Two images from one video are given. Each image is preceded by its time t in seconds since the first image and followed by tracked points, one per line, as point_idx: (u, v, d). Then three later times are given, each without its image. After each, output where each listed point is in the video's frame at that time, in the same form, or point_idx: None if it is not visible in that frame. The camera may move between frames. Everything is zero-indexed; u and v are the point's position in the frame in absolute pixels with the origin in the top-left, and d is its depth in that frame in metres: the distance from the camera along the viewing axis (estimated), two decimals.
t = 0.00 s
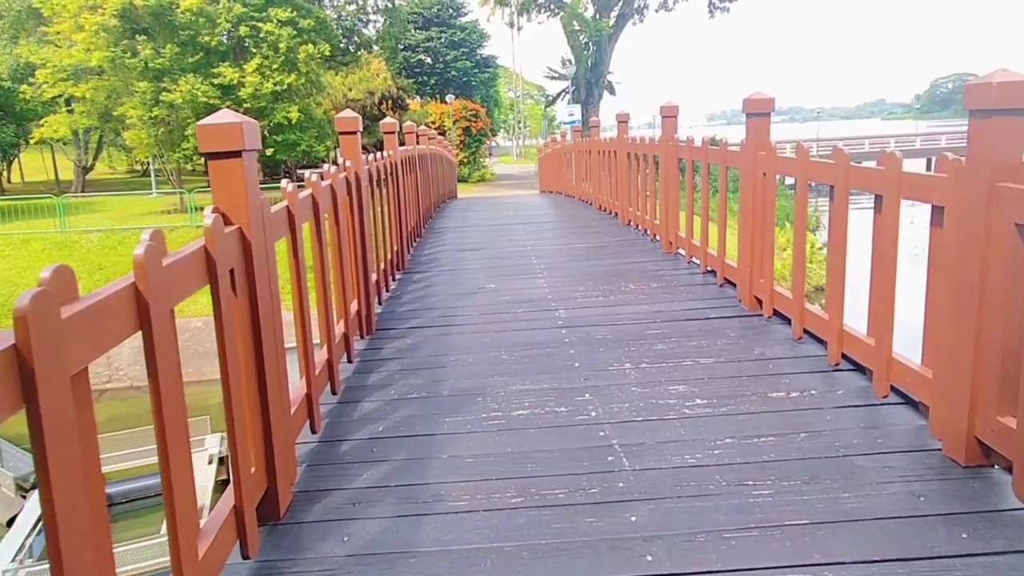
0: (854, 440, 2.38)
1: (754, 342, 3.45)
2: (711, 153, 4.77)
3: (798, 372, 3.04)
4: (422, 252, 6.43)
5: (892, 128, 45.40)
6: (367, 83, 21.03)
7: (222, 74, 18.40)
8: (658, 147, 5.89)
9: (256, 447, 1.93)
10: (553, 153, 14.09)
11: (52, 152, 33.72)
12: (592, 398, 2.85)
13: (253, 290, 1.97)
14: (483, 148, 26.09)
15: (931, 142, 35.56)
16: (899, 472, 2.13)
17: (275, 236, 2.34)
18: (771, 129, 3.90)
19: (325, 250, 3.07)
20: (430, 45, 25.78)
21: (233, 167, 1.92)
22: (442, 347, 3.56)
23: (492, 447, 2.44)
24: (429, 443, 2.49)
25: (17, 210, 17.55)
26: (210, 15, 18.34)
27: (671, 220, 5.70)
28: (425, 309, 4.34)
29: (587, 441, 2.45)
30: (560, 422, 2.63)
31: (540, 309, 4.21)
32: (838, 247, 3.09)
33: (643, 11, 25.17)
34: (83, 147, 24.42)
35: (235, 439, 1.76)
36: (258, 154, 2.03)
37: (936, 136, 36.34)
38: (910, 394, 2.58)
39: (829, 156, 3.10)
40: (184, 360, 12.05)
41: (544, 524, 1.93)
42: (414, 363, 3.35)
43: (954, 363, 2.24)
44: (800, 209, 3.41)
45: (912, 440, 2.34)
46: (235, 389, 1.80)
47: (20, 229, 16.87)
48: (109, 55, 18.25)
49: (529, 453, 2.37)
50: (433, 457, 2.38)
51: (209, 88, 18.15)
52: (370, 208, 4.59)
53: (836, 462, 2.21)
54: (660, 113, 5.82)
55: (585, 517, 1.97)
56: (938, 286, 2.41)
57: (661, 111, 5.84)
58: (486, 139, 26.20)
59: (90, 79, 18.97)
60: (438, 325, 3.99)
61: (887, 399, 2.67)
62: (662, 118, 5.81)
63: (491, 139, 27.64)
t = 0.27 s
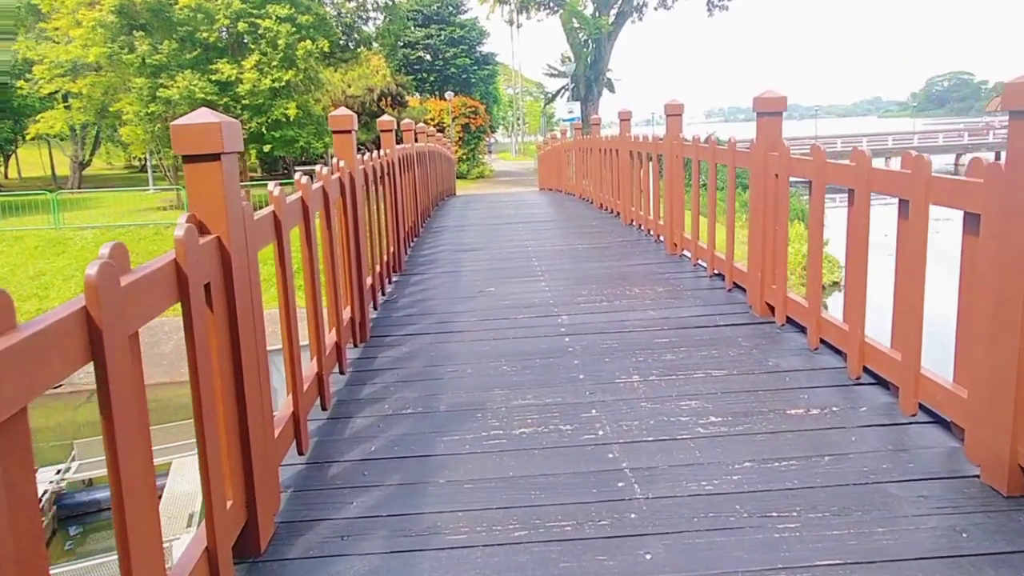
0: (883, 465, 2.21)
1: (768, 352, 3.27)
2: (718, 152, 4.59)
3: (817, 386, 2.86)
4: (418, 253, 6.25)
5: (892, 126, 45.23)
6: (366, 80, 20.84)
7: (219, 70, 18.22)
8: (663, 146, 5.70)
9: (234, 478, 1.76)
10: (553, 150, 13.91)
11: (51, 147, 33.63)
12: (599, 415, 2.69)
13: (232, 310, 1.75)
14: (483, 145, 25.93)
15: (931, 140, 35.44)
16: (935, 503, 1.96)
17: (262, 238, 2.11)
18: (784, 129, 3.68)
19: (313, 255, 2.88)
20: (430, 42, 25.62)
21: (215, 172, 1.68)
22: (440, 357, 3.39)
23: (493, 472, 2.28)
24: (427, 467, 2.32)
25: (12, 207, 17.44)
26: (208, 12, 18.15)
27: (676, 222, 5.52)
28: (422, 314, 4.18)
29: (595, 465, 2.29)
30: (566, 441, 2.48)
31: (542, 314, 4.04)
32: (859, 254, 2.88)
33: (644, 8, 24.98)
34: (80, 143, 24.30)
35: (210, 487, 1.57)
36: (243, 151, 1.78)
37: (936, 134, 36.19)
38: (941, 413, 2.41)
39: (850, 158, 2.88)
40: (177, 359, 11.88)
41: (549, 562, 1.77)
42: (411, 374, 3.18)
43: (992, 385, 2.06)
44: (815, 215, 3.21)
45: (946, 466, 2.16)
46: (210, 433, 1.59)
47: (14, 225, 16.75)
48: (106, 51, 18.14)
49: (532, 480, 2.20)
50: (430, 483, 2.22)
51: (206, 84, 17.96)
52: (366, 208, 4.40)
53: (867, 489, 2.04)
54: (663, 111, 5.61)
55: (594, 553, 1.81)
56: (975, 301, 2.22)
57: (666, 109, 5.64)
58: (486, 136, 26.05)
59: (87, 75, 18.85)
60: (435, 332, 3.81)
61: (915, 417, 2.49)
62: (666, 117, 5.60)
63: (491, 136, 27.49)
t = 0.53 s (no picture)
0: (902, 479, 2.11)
1: (776, 358, 3.16)
2: (721, 152, 4.48)
3: (829, 395, 2.76)
4: (416, 253, 6.16)
5: (893, 126, 45.09)
6: (366, 78, 20.70)
7: (217, 68, 18.10)
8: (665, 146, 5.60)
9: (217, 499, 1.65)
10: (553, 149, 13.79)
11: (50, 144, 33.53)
12: (604, 426, 2.60)
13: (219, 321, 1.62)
14: (483, 144, 25.82)
15: (930, 139, 35.36)
16: (958, 523, 1.86)
17: (252, 239, 1.97)
18: (791, 128, 3.57)
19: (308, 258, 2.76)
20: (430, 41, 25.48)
21: (199, 171, 1.54)
22: (438, 363, 3.29)
23: (493, 489, 2.18)
24: (424, 484, 2.23)
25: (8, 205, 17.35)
26: (207, 9, 18.02)
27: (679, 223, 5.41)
28: (421, 317, 4.08)
29: (600, 481, 2.19)
30: (568, 456, 2.38)
31: (542, 318, 3.94)
32: (870, 255, 2.78)
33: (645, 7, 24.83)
34: (79, 140, 24.22)
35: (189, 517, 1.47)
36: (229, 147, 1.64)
37: (936, 133, 36.09)
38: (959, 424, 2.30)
39: (863, 158, 2.78)
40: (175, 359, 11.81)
41: None
42: (408, 381, 3.08)
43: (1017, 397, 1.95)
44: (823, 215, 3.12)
45: (968, 481, 2.06)
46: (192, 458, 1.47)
47: (10, 224, 16.67)
48: (103, 49, 18.04)
49: (534, 498, 2.10)
50: (428, 501, 2.12)
51: (205, 82, 17.87)
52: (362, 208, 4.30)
53: (886, 507, 1.94)
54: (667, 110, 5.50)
55: None
56: (998, 309, 2.11)
57: (669, 108, 5.53)
58: (486, 135, 25.93)
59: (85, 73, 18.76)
60: (433, 336, 3.71)
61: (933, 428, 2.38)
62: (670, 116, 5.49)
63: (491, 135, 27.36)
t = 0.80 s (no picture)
0: (928, 502, 1.99)
1: (788, 367, 3.03)
2: (726, 152, 4.35)
3: (845, 409, 2.63)
4: (415, 255, 6.03)
5: (894, 127, 44.91)
6: (366, 76, 20.60)
7: (215, 66, 17.97)
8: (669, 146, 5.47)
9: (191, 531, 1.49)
10: (553, 149, 13.66)
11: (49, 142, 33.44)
12: (609, 440, 2.48)
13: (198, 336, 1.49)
14: (483, 143, 25.66)
15: (931, 139, 35.22)
16: (992, 553, 1.73)
17: (235, 245, 1.84)
18: (803, 128, 3.45)
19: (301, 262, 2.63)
20: (429, 39, 25.32)
21: (173, 174, 1.41)
22: (436, 373, 3.17)
23: (493, 512, 2.06)
24: (420, 507, 2.11)
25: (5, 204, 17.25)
26: (204, 6, 17.89)
27: (684, 225, 5.28)
28: (419, 323, 3.95)
29: (605, 505, 2.07)
30: (572, 474, 2.27)
31: (544, 324, 3.81)
32: (888, 262, 2.66)
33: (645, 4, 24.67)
34: (77, 138, 24.13)
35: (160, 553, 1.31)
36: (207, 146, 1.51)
37: (936, 133, 35.93)
38: (987, 444, 2.17)
39: (883, 161, 2.66)
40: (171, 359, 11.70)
41: None
42: (405, 391, 2.95)
43: None
44: (838, 219, 3.00)
45: (998, 505, 1.94)
46: (169, 489, 1.34)
47: (7, 223, 16.56)
48: (101, 46, 17.93)
49: (537, 522, 1.99)
50: (424, 525, 2.00)
51: (203, 80, 17.74)
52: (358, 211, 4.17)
53: (914, 535, 1.81)
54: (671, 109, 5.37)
55: None
56: None
57: (673, 107, 5.40)
58: (486, 134, 25.76)
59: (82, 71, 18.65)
60: (431, 343, 3.59)
61: (958, 446, 2.27)
62: (674, 115, 5.36)
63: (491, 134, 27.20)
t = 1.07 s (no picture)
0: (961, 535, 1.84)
1: (801, 380, 2.88)
2: (732, 153, 4.19)
3: (865, 427, 2.48)
4: (411, 257, 5.87)
5: (892, 126, 44.74)
6: (363, 74, 20.44)
7: (210, 63, 17.78)
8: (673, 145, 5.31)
9: None
10: (551, 147, 13.50)
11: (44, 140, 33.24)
12: (615, 460, 2.33)
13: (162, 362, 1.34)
14: (480, 141, 25.49)
15: (930, 138, 35.07)
16: None
17: (209, 258, 1.69)
18: (817, 129, 3.30)
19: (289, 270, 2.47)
20: (427, 37, 25.14)
21: (130, 183, 1.26)
22: (431, 385, 3.02)
23: (491, 544, 1.91)
24: (412, 536, 1.96)
25: None
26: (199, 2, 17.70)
27: (688, 226, 5.12)
28: (414, 330, 3.81)
29: (611, 536, 1.92)
30: (575, 499, 2.12)
31: (544, 331, 3.66)
32: (912, 272, 2.51)
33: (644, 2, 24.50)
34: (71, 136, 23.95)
35: None
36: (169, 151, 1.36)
37: (936, 131, 35.75)
38: None
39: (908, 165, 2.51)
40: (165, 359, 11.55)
41: None
42: (399, 405, 2.81)
43: None
44: (858, 225, 2.86)
45: None
46: (129, 538, 1.20)
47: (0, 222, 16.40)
48: (95, 44, 17.74)
49: (539, 555, 1.84)
50: (416, 558, 1.85)
51: (198, 77, 17.53)
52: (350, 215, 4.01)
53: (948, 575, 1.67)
54: (675, 107, 5.21)
55: None
56: None
57: (678, 106, 5.25)
58: (483, 132, 25.60)
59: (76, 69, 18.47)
60: (427, 353, 3.43)
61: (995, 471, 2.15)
62: (678, 114, 5.20)
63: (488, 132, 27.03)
